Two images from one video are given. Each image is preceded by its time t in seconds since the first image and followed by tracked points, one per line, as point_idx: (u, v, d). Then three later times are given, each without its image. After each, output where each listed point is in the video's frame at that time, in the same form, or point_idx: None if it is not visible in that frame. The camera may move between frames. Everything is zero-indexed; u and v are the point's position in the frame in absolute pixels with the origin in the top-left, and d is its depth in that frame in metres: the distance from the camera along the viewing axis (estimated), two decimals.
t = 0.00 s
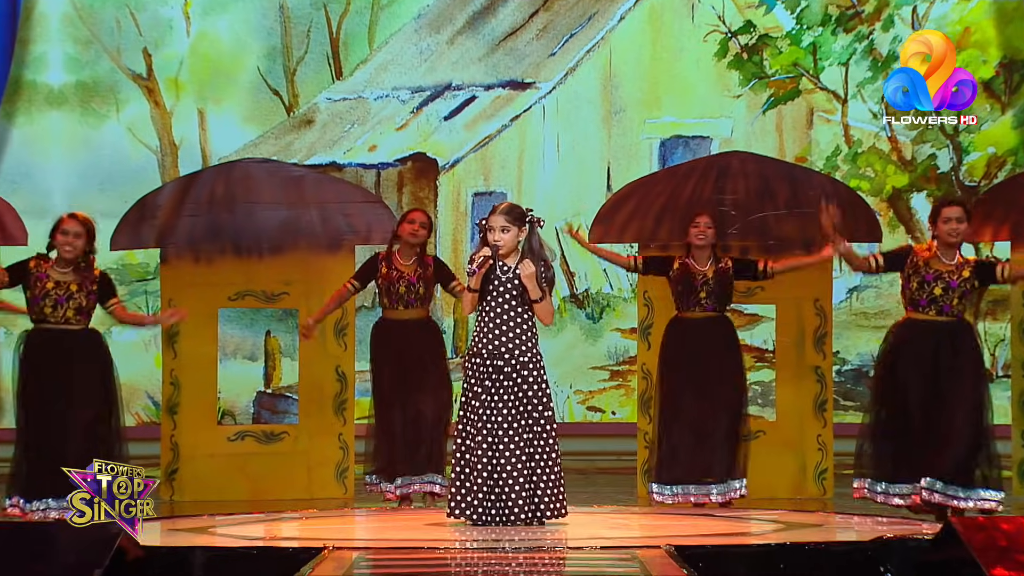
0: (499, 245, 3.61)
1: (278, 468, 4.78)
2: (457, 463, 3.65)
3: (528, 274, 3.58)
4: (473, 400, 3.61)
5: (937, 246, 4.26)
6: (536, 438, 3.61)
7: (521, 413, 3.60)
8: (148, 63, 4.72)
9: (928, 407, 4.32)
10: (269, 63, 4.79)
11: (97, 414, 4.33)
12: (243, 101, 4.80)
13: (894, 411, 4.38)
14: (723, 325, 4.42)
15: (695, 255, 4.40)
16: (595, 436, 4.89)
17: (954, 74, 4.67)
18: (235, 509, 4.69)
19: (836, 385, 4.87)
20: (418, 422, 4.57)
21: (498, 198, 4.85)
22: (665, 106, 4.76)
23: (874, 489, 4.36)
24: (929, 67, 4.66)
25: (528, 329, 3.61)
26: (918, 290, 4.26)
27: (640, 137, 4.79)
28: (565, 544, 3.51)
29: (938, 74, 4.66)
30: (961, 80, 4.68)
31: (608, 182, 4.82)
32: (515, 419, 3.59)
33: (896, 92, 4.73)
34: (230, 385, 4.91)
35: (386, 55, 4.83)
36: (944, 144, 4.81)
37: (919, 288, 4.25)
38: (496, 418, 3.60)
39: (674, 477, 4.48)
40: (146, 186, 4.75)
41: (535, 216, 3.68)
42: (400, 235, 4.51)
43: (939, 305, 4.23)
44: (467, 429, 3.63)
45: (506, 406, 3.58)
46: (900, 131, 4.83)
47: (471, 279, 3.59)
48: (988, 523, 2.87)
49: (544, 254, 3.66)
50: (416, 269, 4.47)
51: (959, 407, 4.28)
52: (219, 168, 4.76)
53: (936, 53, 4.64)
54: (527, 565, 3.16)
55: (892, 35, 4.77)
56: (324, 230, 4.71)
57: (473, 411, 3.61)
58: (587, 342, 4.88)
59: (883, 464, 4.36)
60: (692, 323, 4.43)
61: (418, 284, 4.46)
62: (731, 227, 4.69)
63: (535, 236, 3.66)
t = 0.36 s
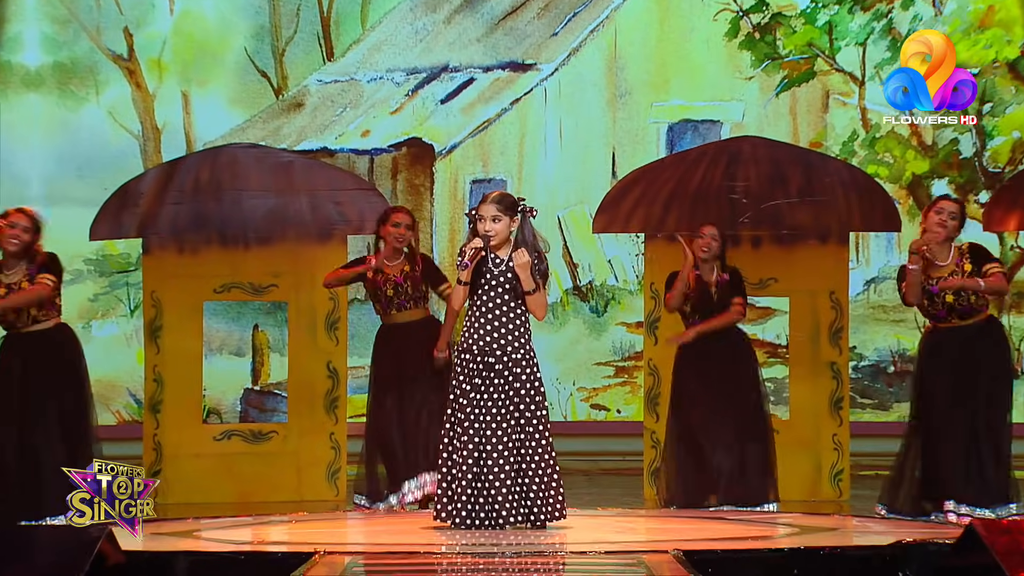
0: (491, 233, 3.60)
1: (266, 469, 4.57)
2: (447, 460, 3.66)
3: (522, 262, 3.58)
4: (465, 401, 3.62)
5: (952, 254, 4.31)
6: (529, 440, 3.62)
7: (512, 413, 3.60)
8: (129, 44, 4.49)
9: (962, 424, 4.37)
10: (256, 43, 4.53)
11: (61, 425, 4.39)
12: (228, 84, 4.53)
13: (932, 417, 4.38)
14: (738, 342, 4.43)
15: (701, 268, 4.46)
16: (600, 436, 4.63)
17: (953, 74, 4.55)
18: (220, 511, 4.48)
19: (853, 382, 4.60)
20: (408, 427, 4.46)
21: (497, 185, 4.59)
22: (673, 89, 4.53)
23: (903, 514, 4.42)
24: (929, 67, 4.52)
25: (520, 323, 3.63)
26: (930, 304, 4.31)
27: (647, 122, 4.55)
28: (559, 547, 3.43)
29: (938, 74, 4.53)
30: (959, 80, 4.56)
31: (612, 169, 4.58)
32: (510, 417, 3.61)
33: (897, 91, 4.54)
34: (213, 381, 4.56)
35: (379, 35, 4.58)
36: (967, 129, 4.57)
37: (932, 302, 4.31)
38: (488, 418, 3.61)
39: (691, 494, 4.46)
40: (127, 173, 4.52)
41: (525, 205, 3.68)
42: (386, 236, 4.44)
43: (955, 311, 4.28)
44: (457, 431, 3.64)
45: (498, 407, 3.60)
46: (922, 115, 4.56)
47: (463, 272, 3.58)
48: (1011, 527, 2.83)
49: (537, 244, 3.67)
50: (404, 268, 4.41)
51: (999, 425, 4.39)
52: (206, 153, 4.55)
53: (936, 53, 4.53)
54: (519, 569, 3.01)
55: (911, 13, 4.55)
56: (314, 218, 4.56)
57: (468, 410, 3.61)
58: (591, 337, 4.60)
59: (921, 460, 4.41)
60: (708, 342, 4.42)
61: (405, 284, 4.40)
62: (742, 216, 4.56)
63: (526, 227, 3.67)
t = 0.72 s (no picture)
0: (489, 220, 3.39)
1: (254, 473, 4.35)
2: (440, 465, 3.43)
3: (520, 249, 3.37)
4: (461, 401, 3.39)
5: (966, 286, 4.20)
6: (530, 442, 3.40)
7: (513, 413, 3.39)
8: (110, 25, 4.27)
9: (982, 427, 4.16)
10: (243, 24, 4.30)
11: (23, 442, 4.04)
12: (213, 67, 4.30)
13: (952, 423, 4.20)
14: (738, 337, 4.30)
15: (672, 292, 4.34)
16: (604, 438, 4.37)
17: (953, 73, 4.32)
18: (206, 518, 4.27)
19: (871, 381, 4.36)
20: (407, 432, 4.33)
21: (497, 174, 4.36)
22: (683, 72, 4.30)
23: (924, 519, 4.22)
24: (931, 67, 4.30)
25: (519, 320, 3.40)
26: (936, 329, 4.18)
27: (655, 107, 4.32)
28: (563, 555, 3.21)
29: (938, 74, 4.31)
30: (960, 80, 4.33)
31: (619, 156, 4.35)
32: (507, 418, 3.38)
33: (897, 92, 4.31)
34: (198, 380, 4.32)
35: (373, 16, 4.36)
36: (992, 114, 4.34)
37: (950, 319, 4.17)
38: (486, 419, 3.38)
39: (675, 496, 4.30)
40: (107, 160, 4.28)
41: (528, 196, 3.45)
42: (364, 275, 4.33)
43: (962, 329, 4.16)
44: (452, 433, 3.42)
45: (497, 407, 3.38)
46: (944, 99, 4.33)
47: (460, 260, 3.34)
48: None
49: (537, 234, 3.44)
50: (404, 294, 4.33)
51: None
52: (191, 140, 4.33)
53: (937, 53, 4.29)
54: None
55: None
56: (304, 208, 4.36)
57: (465, 410, 3.38)
58: (596, 334, 4.34)
59: (945, 465, 4.21)
60: (706, 346, 4.32)
61: (412, 311, 4.33)
62: (755, 206, 4.37)
63: (526, 215, 3.44)
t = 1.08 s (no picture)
0: (487, 213, 3.18)
1: (242, 477, 4.14)
2: (438, 469, 3.21)
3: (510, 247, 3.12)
4: (458, 401, 3.18)
5: None
6: (532, 445, 3.18)
7: (513, 414, 3.17)
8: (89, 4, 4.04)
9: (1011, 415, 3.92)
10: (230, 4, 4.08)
11: None
12: (199, 49, 4.07)
13: (975, 416, 3.96)
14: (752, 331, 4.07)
15: (707, 238, 4.10)
16: (609, 440, 4.18)
17: (952, 73, 4.10)
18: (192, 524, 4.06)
19: (893, 379, 4.16)
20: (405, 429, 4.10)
21: (498, 161, 4.13)
22: (693, 54, 4.08)
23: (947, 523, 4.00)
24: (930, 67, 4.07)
25: (520, 317, 3.20)
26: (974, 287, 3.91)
27: (664, 91, 4.10)
28: (568, 564, 2.99)
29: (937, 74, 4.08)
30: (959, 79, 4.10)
31: (626, 143, 4.13)
32: (509, 418, 3.17)
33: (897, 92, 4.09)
34: (183, 379, 4.10)
35: None
36: (1018, 98, 4.12)
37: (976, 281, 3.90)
38: (485, 420, 3.16)
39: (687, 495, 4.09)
40: (87, 147, 4.07)
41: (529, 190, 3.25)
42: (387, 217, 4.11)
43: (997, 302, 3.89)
44: (449, 435, 3.20)
45: (497, 408, 3.16)
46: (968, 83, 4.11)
47: (456, 255, 3.10)
48: None
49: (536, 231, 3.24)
50: (416, 255, 4.07)
51: None
52: (175, 126, 4.10)
53: (936, 53, 4.07)
54: None
55: None
56: (295, 198, 4.13)
57: (462, 411, 3.17)
58: (601, 331, 4.12)
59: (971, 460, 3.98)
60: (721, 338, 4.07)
61: (416, 274, 4.06)
62: (770, 195, 4.13)
63: (526, 212, 3.24)
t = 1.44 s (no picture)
0: (489, 203, 2.95)
1: (229, 482, 3.92)
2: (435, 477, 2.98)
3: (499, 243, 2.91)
4: (457, 402, 2.96)
5: None
6: (536, 448, 2.97)
7: (515, 415, 2.95)
8: None
9: None
10: None
11: None
12: (184, 32, 3.86)
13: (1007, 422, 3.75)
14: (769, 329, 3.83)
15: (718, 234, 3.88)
16: (616, 443, 3.93)
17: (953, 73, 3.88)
18: (177, 532, 3.83)
19: (916, 379, 3.93)
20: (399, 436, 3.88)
21: (499, 150, 3.92)
22: (706, 36, 3.87)
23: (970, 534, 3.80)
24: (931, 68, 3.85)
25: (520, 313, 2.99)
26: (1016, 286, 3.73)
27: (674, 75, 3.89)
28: None
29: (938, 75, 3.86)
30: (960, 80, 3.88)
31: (634, 130, 3.91)
32: (512, 420, 2.96)
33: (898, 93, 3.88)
34: (168, 379, 3.89)
35: None
36: None
37: (1000, 278, 3.71)
38: (486, 423, 2.95)
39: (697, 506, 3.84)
40: (65, 134, 3.85)
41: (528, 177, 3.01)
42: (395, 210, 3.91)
43: None
44: (447, 439, 2.98)
45: (498, 409, 2.94)
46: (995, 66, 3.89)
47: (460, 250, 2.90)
48: None
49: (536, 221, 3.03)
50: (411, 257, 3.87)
51: None
52: (159, 112, 3.89)
53: (937, 53, 3.85)
54: None
55: None
56: (285, 188, 3.92)
57: (461, 414, 2.95)
58: (608, 328, 3.91)
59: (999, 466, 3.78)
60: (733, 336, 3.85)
61: (410, 276, 3.84)
62: (786, 184, 3.92)
63: (527, 202, 3.02)
